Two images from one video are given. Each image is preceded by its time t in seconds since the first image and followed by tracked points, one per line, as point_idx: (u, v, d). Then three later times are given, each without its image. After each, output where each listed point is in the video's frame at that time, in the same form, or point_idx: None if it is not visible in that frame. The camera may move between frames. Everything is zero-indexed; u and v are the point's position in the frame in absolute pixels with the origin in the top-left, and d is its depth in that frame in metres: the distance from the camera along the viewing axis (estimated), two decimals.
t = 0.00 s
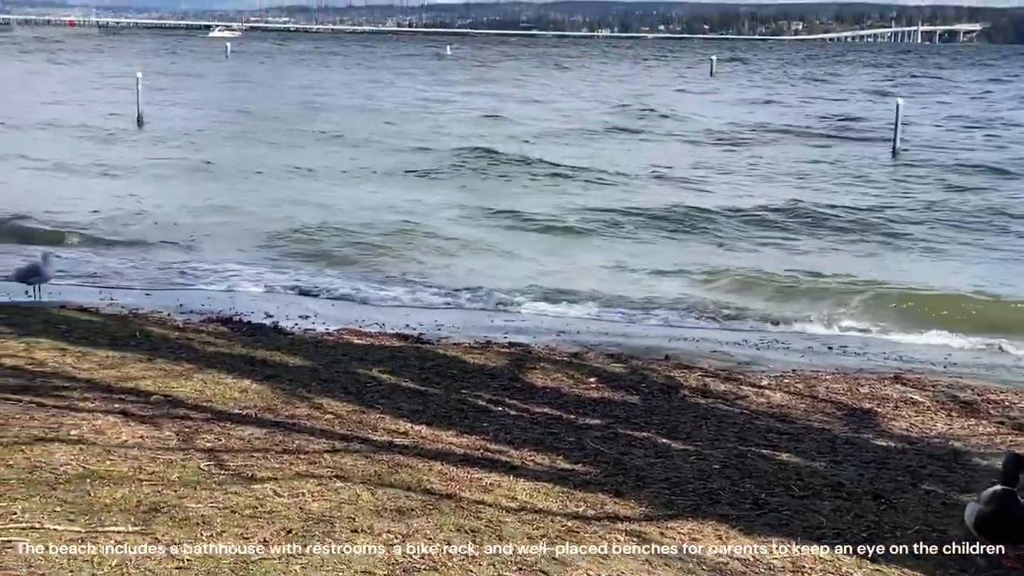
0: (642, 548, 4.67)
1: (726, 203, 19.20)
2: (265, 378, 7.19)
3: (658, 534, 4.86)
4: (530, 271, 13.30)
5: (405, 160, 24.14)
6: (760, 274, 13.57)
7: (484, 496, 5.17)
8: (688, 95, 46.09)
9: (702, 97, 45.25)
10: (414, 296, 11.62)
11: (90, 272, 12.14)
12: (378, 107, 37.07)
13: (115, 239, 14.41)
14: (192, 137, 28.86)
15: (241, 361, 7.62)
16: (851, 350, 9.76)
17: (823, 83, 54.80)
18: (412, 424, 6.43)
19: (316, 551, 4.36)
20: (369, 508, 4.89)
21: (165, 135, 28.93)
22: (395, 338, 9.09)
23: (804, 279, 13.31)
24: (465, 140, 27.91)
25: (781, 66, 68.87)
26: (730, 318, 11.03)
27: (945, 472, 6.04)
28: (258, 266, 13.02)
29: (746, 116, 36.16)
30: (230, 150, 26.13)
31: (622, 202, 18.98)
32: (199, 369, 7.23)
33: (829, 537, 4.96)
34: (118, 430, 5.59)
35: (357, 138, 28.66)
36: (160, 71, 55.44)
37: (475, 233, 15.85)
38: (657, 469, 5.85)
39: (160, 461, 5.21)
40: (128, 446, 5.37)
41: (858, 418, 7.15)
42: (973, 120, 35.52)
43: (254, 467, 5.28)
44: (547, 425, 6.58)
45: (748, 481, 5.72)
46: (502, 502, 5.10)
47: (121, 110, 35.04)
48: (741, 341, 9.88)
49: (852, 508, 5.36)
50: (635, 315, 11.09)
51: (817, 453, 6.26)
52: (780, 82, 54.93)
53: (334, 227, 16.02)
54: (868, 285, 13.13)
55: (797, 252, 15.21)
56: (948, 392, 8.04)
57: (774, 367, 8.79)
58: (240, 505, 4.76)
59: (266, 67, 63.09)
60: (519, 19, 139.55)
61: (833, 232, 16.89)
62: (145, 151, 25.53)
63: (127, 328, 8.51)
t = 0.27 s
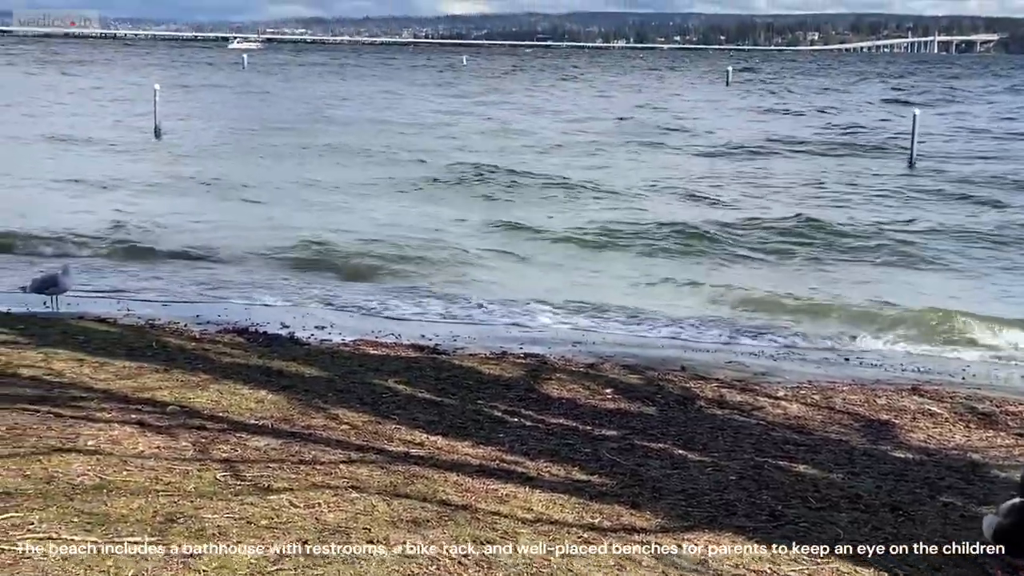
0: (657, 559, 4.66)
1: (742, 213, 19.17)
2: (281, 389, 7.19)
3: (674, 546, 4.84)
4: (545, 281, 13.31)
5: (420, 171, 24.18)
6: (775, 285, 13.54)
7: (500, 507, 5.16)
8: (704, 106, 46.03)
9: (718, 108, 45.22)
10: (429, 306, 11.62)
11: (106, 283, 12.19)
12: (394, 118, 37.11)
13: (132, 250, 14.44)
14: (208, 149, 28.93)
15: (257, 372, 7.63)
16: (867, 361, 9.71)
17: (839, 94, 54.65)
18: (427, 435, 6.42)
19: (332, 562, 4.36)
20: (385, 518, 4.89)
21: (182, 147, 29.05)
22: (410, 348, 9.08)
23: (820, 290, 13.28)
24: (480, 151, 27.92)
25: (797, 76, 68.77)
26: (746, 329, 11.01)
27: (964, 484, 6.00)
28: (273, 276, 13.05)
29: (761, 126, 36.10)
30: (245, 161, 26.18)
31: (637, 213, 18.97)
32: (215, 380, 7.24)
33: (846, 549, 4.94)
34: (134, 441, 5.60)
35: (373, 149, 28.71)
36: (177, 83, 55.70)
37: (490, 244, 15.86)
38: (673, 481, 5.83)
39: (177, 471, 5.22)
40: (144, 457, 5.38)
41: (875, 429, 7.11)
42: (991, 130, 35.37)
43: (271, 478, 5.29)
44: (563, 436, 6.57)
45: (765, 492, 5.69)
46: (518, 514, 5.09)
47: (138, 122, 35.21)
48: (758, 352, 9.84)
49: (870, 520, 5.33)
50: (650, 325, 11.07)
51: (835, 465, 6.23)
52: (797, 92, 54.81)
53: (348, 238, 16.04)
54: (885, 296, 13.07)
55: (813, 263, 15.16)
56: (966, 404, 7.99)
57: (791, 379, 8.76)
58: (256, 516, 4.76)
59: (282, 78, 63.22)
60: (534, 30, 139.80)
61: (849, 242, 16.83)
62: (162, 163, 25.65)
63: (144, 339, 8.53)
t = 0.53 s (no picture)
0: (675, 568, 4.65)
1: (760, 222, 19.12)
2: (299, 397, 7.21)
3: (693, 555, 4.83)
4: (563, 290, 13.30)
5: (438, 180, 24.23)
6: (794, 294, 13.50)
7: (518, 516, 5.16)
8: (722, 115, 45.97)
9: (737, 116, 45.16)
10: (447, 315, 11.63)
11: (126, 291, 12.26)
12: (412, 128, 37.19)
13: (151, 258, 14.51)
14: (227, 158, 29.06)
15: (275, 381, 7.65)
16: (886, 370, 9.66)
17: (858, 102, 54.51)
18: (445, 444, 6.42)
19: (351, 570, 4.37)
20: (402, 527, 4.90)
21: (201, 156, 29.19)
22: (428, 357, 9.09)
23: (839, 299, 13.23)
24: (498, 160, 27.95)
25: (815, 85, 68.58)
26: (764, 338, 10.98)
27: (984, 494, 5.97)
28: (291, 285, 13.10)
29: (780, 134, 36.02)
30: (264, 170, 26.28)
31: (655, 222, 18.94)
32: (234, 389, 7.27)
33: (865, 560, 4.91)
34: (153, 449, 5.62)
35: (391, 158, 28.78)
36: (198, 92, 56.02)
37: (508, 252, 15.87)
38: (691, 490, 5.82)
39: (196, 480, 5.24)
40: (163, 465, 5.40)
41: (895, 439, 7.07)
42: (1011, 139, 35.22)
43: (289, 486, 5.30)
44: (581, 445, 6.56)
45: (783, 502, 5.67)
46: (536, 522, 5.08)
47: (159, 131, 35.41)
48: (776, 361, 9.81)
49: (889, 531, 5.30)
50: (667, 334, 11.04)
51: (854, 474, 6.20)
52: (815, 101, 54.70)
53: (367, 246, 16.09)
54: (905, 305, 13.01)
55: (832, 271, 15.11)
56: (986, 413, 7.94)
57: (810, 387, 8.73)
58: (275, 525, 4.78)
59: (301, 88, 63.43)
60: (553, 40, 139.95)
61: (867, 250, 16.77)
62: (182, 172, 25.78)
63: (163, 347, 8.57)
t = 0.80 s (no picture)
0: None
1: (781, 229, 19.03)
2: (320, 404, 7.22)
3: (714, 562, 4.82)
4: (582, 297, 13.27)
5: (458, 187, 24.24)
6: (813, 301, 13.43)
7: (538, 523, 5.16)
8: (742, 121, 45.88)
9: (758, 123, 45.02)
10: (466, 322, 11.62)
11: (149, 298, 12.32)
12: (433, 135, 37.27)
13: (173, 266, 14.57)
14: (248, 165, 29.17)
15: (295, 388, 7.66)
16: (907, 377, 9.61)
17: (879, 108, 54.33)
18: (465, 451, 6.42)
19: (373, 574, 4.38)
20: (423, 533, 4.90)
21: (223, 163, 29.31)
22: (448, 364, 9.10)
23: (861, 306, 13.16)
24: (518, 167, 27.97)
25: (836, 91, 68.38)
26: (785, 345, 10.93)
27: (1007, 501, 5.93)
28: (309, 292, 13.12)
29: (802, 141, 35.90)
30: (284, 177, 26.37)
31: (675, 228, 18.90)
32: (255, 395, 7.29)
33: (887, 568, 4.88)
34: (175, 455, 5.64)
35: (411, 165, 28.83)
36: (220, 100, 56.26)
37: (528, 259, 15.87)
38: (712, 497, 5.80)
39: (217, 486, 5.25)
40: (184, 471, 5.42)
41: (916, 446, 7.04)
42: None
43: (310, 492, 5.31)
44: (602, 452, 6.54)
45: (805, 509, 5.65)
46: (557, 529, 5.08)
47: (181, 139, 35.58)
48: (796, 368, 9.76)
49: (912, 538, 5.27)
50: (685, 341, 11.01)
51: (875, 481, 6.17)
52: (835, 107, 54.55)
53: (388, 253, 16.12)
54: (927, 312, 12.94)
55: (853, 277, 15.04)
56: (1009, 420, 7.88)
57: (831, 394, 8.69)
58: (296, 531, 4.78)
59: (321, 95, 63.63)
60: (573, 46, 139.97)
61: (889, 257, 16.68)
62: (204, 179, 25.90)
63: (185, 354, 8.60)
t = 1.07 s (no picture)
0: None
1: (806, 233, 18.95)
2: (344, 409, 7.24)
3: (738, 567, 4.81)
4: (605, 302, 13.24)
5: (482, 192, 24.25)
6: (838, 305, 13.36)
7: (562, 528, 5.15)
8: (766, 125, 45.75)
9: (783, 127, 44.83)
10: (490, 327, 11.62)
11: (174, 303, 12.39)
12: (456, 140, 37.31)
13: (198, 271, 14.65)
14: (273, 170, 29.30)
15: (320, 392, 7.68)
16: (932, 382, 9.54)
17: (904, 111, 54.08)
18: (489, 456, 6.42)
19: None
20: (446, 538, 4.90)
21: (248, 168, 29.44)
22: (471, 369, 9.10)
23: (888, 310, 13.08)
24: (541, 172, 27.98)
25: (860, 95, 68.07)
26: (811, 350, 10.87)
27: None
28: (333, 296, 13.15)
29: (826, 145, 35.73)
30: (308, 183, 26.45)
31: (699, 233, 18.84)
32: (279, 400, 7.31)
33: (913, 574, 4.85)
34: (200, 460, 5.66)
35: (434, 170, 28.88)
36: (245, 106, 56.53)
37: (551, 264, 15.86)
38: (737, 502, 5.78)
39: (242, 490, 5.27)
40: (209, 475, 5.44)
41: (943, 451, 6.99)
42: None
43: (334, 497, 5.32)
44: (625, 457, 6.53)
45: (830, 514, 5.62)
46: (580, 534, 5.07)
47: (206, 144, 35.77)
48: (821, 373, 9.71)
49: (939, 544, 5.24)
50: (708, 345, 10.97)
51: (901, 487, 6.13)
52: (859, 111, 54.33)
53: (411, 258, 16.14)
54: (954, 317, 12.85)
55: (879, 280, 14.95)
56: None
57: (856, 399, 8.64)
58: (321, 535, 4.79)
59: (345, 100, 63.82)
60: (596, 51, 139.89)
61: (915, 262, 16.56)
62: (229, 184, 26.01)
63: (210, 359, 8.63)
